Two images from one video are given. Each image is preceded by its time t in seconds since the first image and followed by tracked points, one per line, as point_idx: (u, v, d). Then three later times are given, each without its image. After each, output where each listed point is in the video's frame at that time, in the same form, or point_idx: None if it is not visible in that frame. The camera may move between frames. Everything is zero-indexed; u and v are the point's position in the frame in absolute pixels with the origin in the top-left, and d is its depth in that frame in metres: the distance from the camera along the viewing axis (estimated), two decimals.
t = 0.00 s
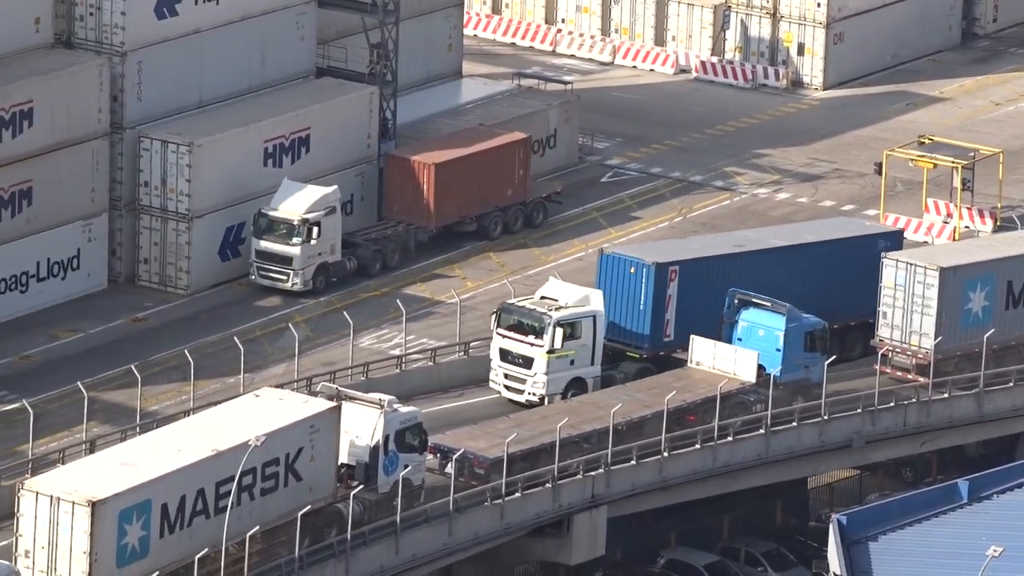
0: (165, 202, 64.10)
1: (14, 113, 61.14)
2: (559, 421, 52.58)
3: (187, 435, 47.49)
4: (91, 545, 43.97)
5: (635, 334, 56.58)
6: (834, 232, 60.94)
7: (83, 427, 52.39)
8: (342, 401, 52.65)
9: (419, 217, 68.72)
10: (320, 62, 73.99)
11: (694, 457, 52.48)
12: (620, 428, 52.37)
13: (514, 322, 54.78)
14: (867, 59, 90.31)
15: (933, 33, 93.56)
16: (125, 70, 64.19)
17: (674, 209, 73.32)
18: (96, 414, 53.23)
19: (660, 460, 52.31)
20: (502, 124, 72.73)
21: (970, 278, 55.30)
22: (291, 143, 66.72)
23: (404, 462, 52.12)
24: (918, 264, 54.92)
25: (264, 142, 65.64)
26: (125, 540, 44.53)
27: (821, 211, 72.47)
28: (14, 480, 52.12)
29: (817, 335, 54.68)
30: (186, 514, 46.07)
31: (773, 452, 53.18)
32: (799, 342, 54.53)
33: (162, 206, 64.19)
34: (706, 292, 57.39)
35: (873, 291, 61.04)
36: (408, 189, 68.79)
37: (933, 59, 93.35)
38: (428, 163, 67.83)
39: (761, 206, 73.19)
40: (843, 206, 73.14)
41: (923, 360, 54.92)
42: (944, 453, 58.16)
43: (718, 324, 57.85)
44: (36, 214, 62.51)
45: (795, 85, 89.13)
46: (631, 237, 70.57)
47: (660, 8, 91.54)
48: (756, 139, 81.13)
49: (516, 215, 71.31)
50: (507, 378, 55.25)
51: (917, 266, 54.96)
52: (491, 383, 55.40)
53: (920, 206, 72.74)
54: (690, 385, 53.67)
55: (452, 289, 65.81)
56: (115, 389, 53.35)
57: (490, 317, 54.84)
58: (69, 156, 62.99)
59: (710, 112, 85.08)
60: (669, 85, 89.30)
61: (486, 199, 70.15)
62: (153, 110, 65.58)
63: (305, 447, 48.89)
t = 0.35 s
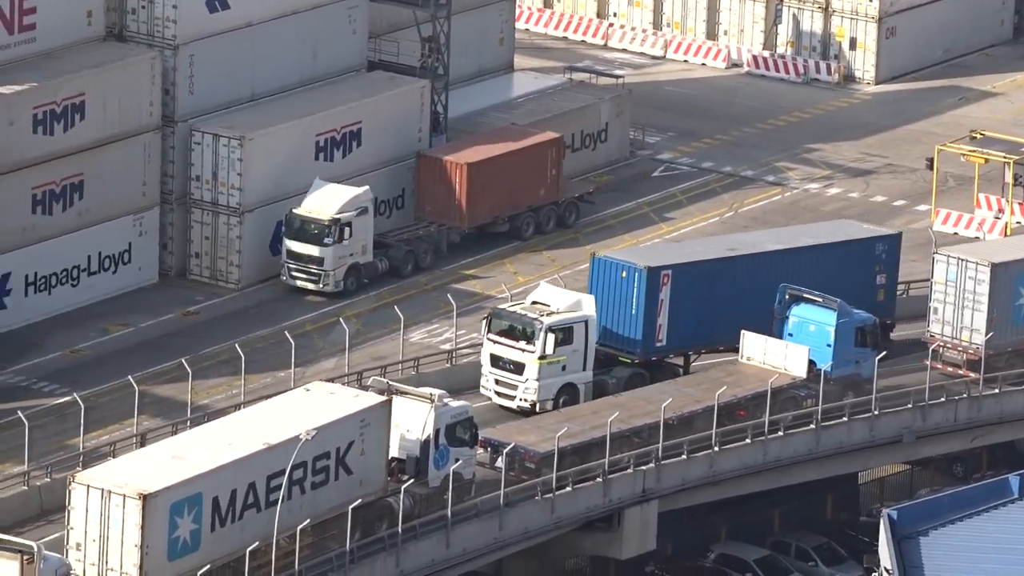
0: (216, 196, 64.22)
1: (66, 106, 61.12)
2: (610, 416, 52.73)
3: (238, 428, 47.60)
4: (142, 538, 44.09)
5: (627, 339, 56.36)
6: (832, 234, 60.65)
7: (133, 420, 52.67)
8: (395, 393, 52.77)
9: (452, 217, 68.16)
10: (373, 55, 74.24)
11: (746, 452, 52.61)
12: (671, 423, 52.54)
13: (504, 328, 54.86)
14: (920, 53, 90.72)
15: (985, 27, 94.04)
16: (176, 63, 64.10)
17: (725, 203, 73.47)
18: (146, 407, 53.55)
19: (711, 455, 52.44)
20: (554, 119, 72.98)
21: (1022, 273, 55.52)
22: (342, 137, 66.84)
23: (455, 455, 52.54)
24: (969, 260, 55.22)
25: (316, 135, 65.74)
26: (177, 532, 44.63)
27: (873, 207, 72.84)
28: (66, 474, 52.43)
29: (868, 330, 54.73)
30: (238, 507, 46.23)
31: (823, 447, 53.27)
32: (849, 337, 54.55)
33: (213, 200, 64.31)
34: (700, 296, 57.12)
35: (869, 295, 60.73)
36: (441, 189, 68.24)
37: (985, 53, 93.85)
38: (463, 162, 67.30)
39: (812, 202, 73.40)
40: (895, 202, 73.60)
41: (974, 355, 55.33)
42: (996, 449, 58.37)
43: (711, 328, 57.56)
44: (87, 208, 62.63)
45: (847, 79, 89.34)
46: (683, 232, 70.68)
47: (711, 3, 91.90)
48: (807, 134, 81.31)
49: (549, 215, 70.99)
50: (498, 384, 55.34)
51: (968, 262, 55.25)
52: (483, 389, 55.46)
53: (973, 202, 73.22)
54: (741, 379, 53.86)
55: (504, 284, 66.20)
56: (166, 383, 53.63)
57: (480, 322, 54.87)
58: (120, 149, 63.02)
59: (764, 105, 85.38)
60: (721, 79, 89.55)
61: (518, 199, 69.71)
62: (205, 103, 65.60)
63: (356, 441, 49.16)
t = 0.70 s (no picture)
0: (269, 185, 64.97)
1: (121, 97, 61.33)
2: (663, 408, 52.75)
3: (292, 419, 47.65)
4: (197, 528, 44.09)
5: (622, 341, 56.14)
6: (829, 235, 60.70)
7: (187, 410, 52.79)
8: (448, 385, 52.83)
9: (486, 214, 68.04)
10: (427, 46, 75.27)
11: (799, 444, 52.68)
12: (725, 414, 52.64)
13: (496, 331, 54.28)
14: (974, 45, 91.48)
15: None
16: (231, 55, 64.71)
17: (777, 195, 73.69)
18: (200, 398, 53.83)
19: (764, 447, 52.49)
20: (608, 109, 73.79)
21: None
22: (396, 128, 67.63)
23: (509, 446, 52.35)
24: None
25: (371, 127, 66.52)
26: (230, 523, 44.76)
27: (925, 199, 73.32)
28: (119, 464, 52.68)
29: (921, 322, 55.13)
30: (291, 497, 46.36)
31: (877, 439, 53.47)
32: (902, 329, 54.98)
33: (267, 191, 65.02)
34: (695, 298, 57.00)
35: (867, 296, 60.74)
36: (475, 186, 68.12)
37: None
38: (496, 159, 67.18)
39: (865, 193, 73.68)
40: (948, 193, 74.09)
41: None
42: None
43: (706, 330, 57.41)
44: (140, 199, 62.92)
45: (900, 71, 90.06)
46: (736, 224, 71.00)
47: None
48: (860, 126, 81.75)
49: (582, 212, 70.71)
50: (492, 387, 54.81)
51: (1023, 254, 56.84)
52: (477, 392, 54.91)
53: None
54: (795, 371, 54.08)
55: (557, 275, 66.58)
56: (219, 374, 53.92)
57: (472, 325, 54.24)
58: (174, 138, 63.39)
59: (818, 97, 85.96)
60: (775, 71, 90.28)
61: (553, 196, 69.55)
62: (258, 94, 66.28)
63: (410, 431, 49.27)
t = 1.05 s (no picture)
0: (332, 172, 65.31)
1: (182, 82, 61.89)
2: (723, 396, 52.77)
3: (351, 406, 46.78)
4: (257, 514, 43.11)
5: (624, 340, 55.52)
6: (836, 230, 60.00)
7: (248, 397, 52.97)
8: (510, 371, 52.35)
9: (527, 207, 68.11)
10: (490, 33, 75.78)
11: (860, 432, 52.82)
12: (786, 403, 52.66)
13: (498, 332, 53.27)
14: None
15: None
16: (292, 41, 65.20)
17: (839, 182, 74.60)
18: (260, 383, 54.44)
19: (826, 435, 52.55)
20: (669, 98, 74.72)
21: None
22: (458, 115, 68.05)
23: (570, 434, 51.69)
24: None
25: (432, 113, 66.88)
26: (291, 509, 43.86)
27: (987, 187, 74.22)
28: (180, 449, 52.96)
29: (982, 310, 55.38)
30: (351, 484, 45.49)
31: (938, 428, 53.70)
32: (963, 317, 55.27)
33: (328, 177, 65.37)
34: (698, 297, 56.37)
35: (874, 293, 60.02)
36: (516, 178, 68.17)
37: None
38: (539, 152, 67.25)
39: (928, 181, 74.71)
40: (1010, 181, 74.94)
41: None
42: None
43: (709, 329, 56.81)
44: (202, 184, 63.64)
45: (963, 60, 91.28)
46: (798, 211, 71.50)
47: None
48: (922, 114, 82.76)
49: (624, 206, 70.86)
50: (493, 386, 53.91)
51: None
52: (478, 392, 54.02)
53: None
54: (856, 359, 54.37)
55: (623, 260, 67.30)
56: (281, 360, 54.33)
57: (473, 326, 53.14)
58: (236, 124, 64.10)
59: (882, 85, 86.92)
60: (838, 58, 91.50)
61: (594, 188, 69.74)
62: (320, 79, 66.73)
63: (471, 419, 48.51)
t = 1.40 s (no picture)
0: (394, 155, 66.55)
1: (245, 66, 63.23)
2: (787, 378, 52.91)
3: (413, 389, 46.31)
4: (321, 498, 42.56)
5: (630, 336, 55.35)
6: (843, 223, 60.16)
7: (312, 380, 53.22)
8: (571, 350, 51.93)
9: (569, 197, 68.69)
10: (553, 16, 76.42)
11: (924, 414, 52.91)
12: (850, 386, 52.75)
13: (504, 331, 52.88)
14: None
15: None
16: (355, 25, 66.32)
17: (904, 165, 76.24)
18: (325, 367, 54.95)
19: (889, 418, 52.53)
20: (733, 80, 76.55)
21: None
22: (521, 99, 69.32)
23: (633, 417, 51.59)
24: None
25: (496, 97, 68.12)
26: (354, 492, 43.42)
27: None
28: (245, 432, 53.31)
29: None
30: (414, 468, 45.06)
31: (1001, 411, 54.01)
32: None
33: (392, 160, 66.63)
34: (703, 291, 56.31)
35: (880, 286, 60.13)
36: (560, 167, 68.66)
37: None
38: (584, 142, 67.80)
39: (991, 164, 76.41)
40: None
41: None
42: None
43: (715, 323, 56.71)
44: (265, 167, 64.97)
45: None
46: (863, 195, 73.10)
47: None
48: (985, 98, 84.59)
49: (668, 195, 71.65)
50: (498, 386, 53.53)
51: None
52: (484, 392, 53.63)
53: None
54: (920, 343, 54.97)
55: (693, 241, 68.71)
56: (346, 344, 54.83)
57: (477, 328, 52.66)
58: (300, 108, 65.42)
59: (946, 69, 88.69)
60: (902, 41, 93.25)
61: (640, 177, 70.34)
62: (381, 64, 67.98)
63: (534, 401, 48.16)
